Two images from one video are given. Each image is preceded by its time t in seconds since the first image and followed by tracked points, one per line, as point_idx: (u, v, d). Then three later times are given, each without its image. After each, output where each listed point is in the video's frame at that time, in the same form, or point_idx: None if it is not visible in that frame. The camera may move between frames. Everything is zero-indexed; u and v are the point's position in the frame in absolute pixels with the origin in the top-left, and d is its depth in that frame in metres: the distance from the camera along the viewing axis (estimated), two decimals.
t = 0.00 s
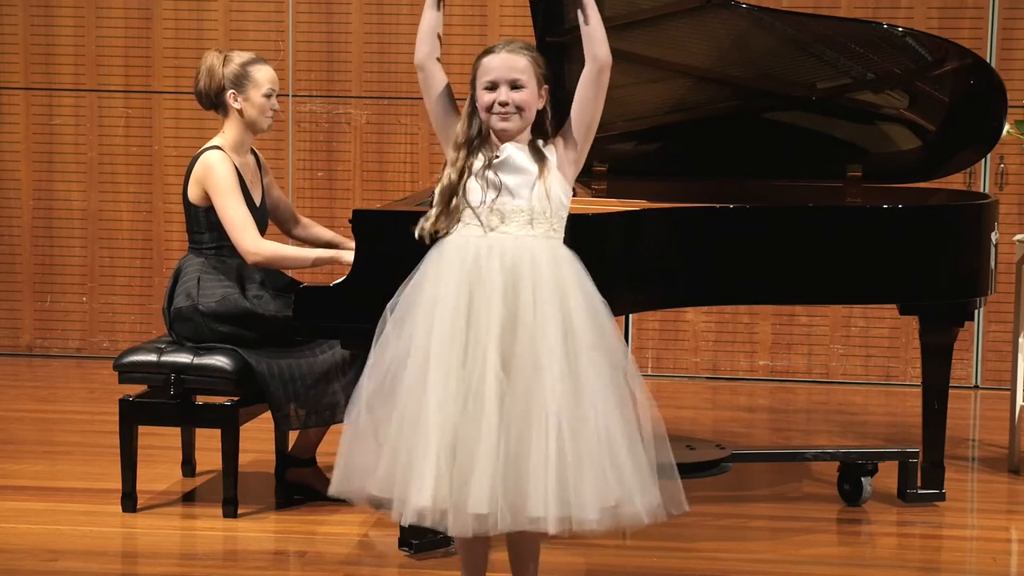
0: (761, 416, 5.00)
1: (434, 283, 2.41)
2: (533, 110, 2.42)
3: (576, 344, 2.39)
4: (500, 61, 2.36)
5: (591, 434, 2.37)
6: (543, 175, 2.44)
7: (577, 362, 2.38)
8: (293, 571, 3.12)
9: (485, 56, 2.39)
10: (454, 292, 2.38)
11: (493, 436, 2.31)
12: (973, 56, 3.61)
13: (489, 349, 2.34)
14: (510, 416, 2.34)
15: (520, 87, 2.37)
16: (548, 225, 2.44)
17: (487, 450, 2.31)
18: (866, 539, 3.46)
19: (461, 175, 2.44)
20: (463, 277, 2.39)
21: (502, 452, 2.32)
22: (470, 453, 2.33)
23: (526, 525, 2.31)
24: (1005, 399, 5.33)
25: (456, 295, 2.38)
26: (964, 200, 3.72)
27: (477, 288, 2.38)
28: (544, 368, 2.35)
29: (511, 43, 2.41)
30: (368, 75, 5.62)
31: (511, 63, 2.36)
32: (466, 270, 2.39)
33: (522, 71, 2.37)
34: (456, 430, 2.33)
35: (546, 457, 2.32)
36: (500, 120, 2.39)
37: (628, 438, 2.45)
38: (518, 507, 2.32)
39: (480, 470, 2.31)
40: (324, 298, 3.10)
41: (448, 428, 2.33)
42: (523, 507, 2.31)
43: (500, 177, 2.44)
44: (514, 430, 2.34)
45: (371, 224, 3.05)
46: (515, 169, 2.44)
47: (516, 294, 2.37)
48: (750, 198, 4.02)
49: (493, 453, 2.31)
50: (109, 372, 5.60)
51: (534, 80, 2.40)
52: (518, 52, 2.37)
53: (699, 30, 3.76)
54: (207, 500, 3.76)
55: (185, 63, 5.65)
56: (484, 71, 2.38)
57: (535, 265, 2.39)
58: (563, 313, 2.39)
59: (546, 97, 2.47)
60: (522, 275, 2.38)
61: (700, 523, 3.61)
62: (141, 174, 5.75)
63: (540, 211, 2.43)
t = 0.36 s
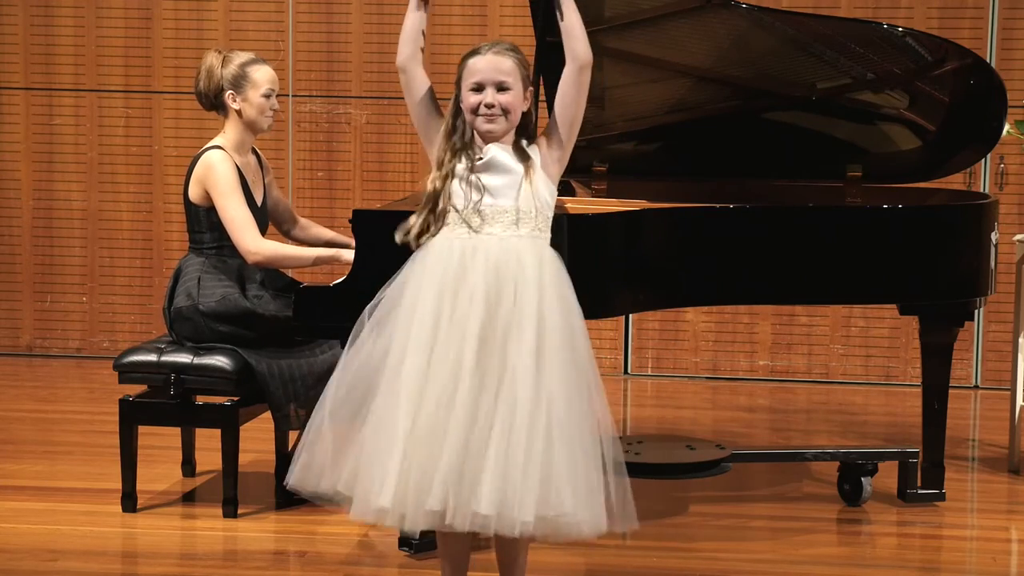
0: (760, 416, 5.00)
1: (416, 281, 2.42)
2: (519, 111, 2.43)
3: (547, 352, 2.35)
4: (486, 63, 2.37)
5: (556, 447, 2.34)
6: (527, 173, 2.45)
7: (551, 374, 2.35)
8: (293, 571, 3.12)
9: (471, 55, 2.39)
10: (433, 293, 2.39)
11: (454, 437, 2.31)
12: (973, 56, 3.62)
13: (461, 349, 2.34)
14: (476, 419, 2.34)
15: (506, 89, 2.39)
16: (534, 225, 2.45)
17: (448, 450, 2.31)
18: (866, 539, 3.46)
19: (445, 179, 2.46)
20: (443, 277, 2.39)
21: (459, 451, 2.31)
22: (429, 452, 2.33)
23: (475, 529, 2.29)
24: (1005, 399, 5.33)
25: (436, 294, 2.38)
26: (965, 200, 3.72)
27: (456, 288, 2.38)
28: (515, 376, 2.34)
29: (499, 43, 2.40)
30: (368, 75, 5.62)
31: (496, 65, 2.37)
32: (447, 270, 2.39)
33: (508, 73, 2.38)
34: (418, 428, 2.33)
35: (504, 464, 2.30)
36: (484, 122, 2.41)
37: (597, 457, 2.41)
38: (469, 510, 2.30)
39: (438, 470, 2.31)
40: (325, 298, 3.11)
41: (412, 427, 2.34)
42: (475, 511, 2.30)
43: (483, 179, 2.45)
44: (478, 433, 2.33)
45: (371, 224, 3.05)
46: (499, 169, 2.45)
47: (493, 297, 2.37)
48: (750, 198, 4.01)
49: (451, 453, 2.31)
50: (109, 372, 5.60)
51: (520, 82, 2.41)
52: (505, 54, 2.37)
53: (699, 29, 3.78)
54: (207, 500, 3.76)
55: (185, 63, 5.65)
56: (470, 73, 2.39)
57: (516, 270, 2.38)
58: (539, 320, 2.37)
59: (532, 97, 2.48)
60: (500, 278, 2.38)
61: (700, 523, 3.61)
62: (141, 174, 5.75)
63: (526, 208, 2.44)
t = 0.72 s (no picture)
0: (761, 416, 5.00)
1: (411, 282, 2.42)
2: (514, 117, 2.42)
3: (545, 351, 2.38)
4: (481, 69, 2.35)
5: (558, 444, 2.38)
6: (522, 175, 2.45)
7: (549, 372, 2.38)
8: (293, 571, 3.12)
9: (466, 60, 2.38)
10: (428, 294, 2.38)
11: (459, 440, 2.33)
12: (973, 56, 3.62)
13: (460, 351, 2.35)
14: (478, 420, 2.35)
15: (501, 96, 2.38)
16: (527, 226, 2.44)
17: (453, 453, 2.33)
18: (866, 539, 3.46)
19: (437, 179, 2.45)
20: (439, 279, 2.38)
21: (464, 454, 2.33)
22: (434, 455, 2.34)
23: (485, 530, 2.33)
24: (1006, 399, 5.33)
25: (431, 297, 2.38)
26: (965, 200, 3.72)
27: (451, 290, 2.38)
28: (516, 376, 2.35)
29: (492, 47, 2.39)
30: (368, 75, 5.62)
31: (492, 71, 2.36)
32: (442, 272, 2.39)
33: (503, 79, 2.37)
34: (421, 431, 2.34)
35: (511, 464, 2.34)
36: (480, 130, 2.39)
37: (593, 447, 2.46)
38: (480, 511, 2.33)
39: (446, 473, 2.33)
40: (325, 298, 3.11)
41: (415, 430, 2.34)
42: (485, 511, 2.33)
43: (475, 179, 2.44)
44: (483, 435, 2.35)
45: (370, 225, 3.05)
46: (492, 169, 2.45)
47: (489, 299, 2.37)
48: (751, 198, 4.01)
49: (459, 456, 2.32)
50: (109, 373, 5.60)
51: (515, 87, 2.40)
52: (500, 59, 2.36)
53: (699, 29, 3.80)
54: (207, 500, 3.76)
55: (185, 63, 5.65)
56: (465, 78, 2.38)
57: (510, 271, 2.38)
58: (535, 319, 2.38)
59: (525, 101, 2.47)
60: (495, 279, 2.37)
61: (700, 523, 3.61)
62: (141, 174, 5.75)
63: (521, 210, 2.44)
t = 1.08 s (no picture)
0: (760, 416, 5.00)
1: (415, 304, 2.43)
2: (510, 133, 2.41)
3: (552, 366, 2.41)
4: (474, 87, 2.33)
5: (570, 459, 2.41)
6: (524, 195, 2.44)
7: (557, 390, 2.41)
8: (293, 571, 3.12)
9: (460, 78, 2.36)
10: (435, 315, 2.39)
11: (472, 459, 2.34)
12: (973, 56, 3.62)
13: (469, 370, 2.36)
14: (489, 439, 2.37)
15: (497, 113, 2.35)
16: (530, 245, 2.45)
17: (466, 473, 2.34)
18: (866, 539, 3.46)
19: (438, 197, 2.45)
20: (445, 300, 2.40)
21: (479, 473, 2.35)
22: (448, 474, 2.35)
23: (504, 547, 2.35)
24: (1006, 399, 5.33)
25: (438, 318, 2.39)
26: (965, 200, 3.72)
27: (458, 310, 2.39)
28: (525, 394, 2.37)
29: (486, 63, 2.37)
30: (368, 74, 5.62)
31: (486, 88, 2.33)
32: (447, 292, 2.40)
33: (498, 97, 2.34)
34: (434, 451, 2.35)
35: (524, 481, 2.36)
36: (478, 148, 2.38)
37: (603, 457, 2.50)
38: (498, 528, 2.35)
39: (461, 493, 2.34)
40: (325, 298, 3.11)
41: (427, 451, 2.36)
42: (502, 530, 2.35)
43: (477, 199, 2.44)
44: (496, 453, 2.36)
45: (370, 225, 3.06)
46: (494, 187, 2.44)
47: (496, 318, 2.39)
48: (750, 197, 4.01)
49: (473, 476, 2.34)
50: (109, 372, 5.60)
51: (510, 103, 2.37)
52: (494, 76, 2.34)
53: (699, 29, 3.77)
54: (207, 500, 3.76)
55: (185, 63, 5.65)
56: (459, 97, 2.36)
57: (516, 289, 2.40)
58: (542, 336, 2.41)
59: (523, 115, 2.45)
60: (501, 297, 2.39)
61: (700, 523, 3.61)
62: (141, 174, 5.75)
63: (524, 229, 2.45)
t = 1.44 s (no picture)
0: (760, 416, 5.00)
1: (412, 308, 2.42)
2: (500, 137, 2.39)
3: (552, 364, 2.41)
4: (464, 89, 2.32)
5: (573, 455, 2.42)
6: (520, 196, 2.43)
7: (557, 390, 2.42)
8: (293, 571, 3.12)
9: (449, 80, 2.35)
10: (433, 321, 2.39)
11: (476, 463, 2.34)
12: (973, 56, 3.59)
13: (469, 372, 2.36)
14: (493, 441, 2.37)
15: (488, 115, 2.34)
16: (524, 246, 2.44)
17: (471, 477, 2.35)
18: (866, 539, 3.46)
19: (428, 202, 2.45)
20: (443, 303, 2.40)
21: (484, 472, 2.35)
22: (452, 474, 2.35)
23: (513, 545, 2.35)
24: (1006, 399, 5.33)
25: (436, 321, 2.39)
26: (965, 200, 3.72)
27: (456, 312, 2.39)
28: (525, 397, 2.37)
29: (475, 65, 2.36)
30: (368, 74, 5.62)
31: (476, 89, 2.32)
32: (445, 296, 2.40)
33: (488, 98, 2.33)
34: (438, 453, 2.35)
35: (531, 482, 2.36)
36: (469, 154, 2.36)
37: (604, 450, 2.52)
38: (506, 526, 2.36)
39: (467, 496, 2.34)
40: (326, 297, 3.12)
41: (430, 454, 2.36)
42: (510, 529, 2.36)
43: (469, 202, 2.43)
44: (501, 456, 2.37)
45: (371, 226, 3.06)
46: (488, 188, 2.43)
47: (495, 318, 2.39)
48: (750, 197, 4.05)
49: (478, 476, 2.34)
50: (109, 372, 5.60)
51: (501, 104, 2.36)
52: (484, 78, 2.33)
53: (698, 29, 3.73)
54: (207, 500, 3.76)
55: (185, 63, 5.65)
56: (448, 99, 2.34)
57: (513, 289, 2.40)
58: (541, 334, 2.41)
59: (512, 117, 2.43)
60: (499, 298, 2.39)
61: (699, 523, 3.61)
62: (141, 174, 5.75)
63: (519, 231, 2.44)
